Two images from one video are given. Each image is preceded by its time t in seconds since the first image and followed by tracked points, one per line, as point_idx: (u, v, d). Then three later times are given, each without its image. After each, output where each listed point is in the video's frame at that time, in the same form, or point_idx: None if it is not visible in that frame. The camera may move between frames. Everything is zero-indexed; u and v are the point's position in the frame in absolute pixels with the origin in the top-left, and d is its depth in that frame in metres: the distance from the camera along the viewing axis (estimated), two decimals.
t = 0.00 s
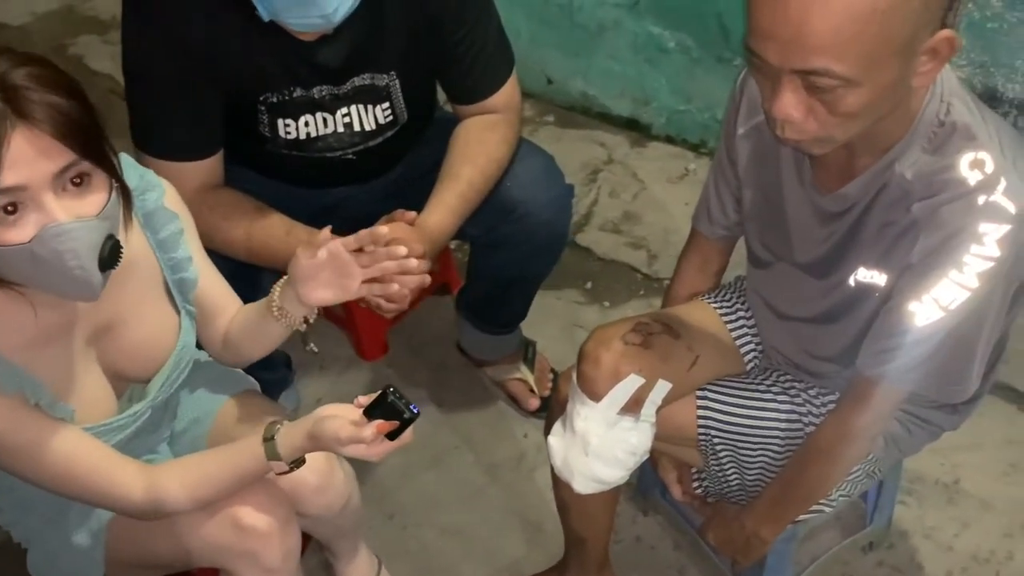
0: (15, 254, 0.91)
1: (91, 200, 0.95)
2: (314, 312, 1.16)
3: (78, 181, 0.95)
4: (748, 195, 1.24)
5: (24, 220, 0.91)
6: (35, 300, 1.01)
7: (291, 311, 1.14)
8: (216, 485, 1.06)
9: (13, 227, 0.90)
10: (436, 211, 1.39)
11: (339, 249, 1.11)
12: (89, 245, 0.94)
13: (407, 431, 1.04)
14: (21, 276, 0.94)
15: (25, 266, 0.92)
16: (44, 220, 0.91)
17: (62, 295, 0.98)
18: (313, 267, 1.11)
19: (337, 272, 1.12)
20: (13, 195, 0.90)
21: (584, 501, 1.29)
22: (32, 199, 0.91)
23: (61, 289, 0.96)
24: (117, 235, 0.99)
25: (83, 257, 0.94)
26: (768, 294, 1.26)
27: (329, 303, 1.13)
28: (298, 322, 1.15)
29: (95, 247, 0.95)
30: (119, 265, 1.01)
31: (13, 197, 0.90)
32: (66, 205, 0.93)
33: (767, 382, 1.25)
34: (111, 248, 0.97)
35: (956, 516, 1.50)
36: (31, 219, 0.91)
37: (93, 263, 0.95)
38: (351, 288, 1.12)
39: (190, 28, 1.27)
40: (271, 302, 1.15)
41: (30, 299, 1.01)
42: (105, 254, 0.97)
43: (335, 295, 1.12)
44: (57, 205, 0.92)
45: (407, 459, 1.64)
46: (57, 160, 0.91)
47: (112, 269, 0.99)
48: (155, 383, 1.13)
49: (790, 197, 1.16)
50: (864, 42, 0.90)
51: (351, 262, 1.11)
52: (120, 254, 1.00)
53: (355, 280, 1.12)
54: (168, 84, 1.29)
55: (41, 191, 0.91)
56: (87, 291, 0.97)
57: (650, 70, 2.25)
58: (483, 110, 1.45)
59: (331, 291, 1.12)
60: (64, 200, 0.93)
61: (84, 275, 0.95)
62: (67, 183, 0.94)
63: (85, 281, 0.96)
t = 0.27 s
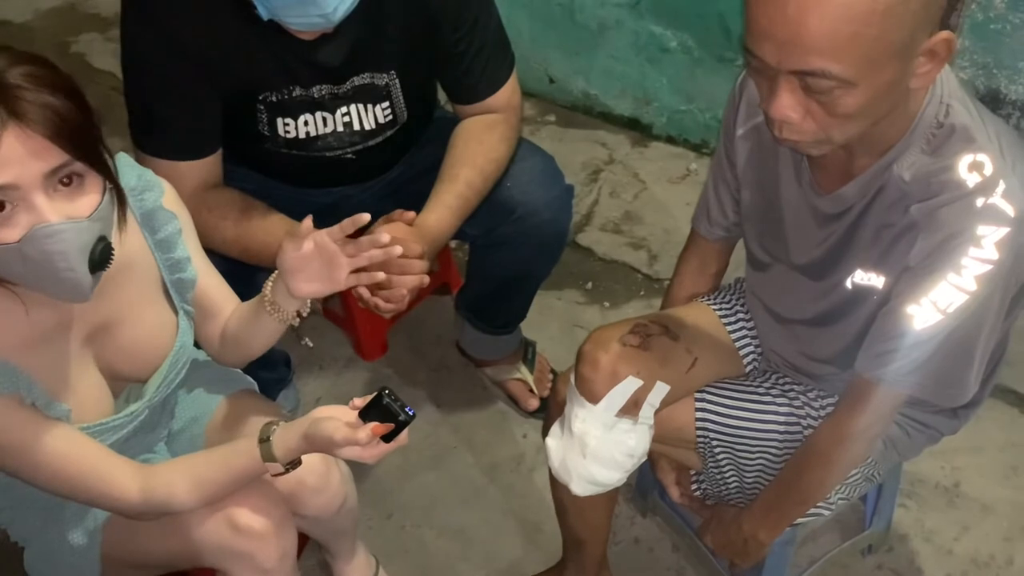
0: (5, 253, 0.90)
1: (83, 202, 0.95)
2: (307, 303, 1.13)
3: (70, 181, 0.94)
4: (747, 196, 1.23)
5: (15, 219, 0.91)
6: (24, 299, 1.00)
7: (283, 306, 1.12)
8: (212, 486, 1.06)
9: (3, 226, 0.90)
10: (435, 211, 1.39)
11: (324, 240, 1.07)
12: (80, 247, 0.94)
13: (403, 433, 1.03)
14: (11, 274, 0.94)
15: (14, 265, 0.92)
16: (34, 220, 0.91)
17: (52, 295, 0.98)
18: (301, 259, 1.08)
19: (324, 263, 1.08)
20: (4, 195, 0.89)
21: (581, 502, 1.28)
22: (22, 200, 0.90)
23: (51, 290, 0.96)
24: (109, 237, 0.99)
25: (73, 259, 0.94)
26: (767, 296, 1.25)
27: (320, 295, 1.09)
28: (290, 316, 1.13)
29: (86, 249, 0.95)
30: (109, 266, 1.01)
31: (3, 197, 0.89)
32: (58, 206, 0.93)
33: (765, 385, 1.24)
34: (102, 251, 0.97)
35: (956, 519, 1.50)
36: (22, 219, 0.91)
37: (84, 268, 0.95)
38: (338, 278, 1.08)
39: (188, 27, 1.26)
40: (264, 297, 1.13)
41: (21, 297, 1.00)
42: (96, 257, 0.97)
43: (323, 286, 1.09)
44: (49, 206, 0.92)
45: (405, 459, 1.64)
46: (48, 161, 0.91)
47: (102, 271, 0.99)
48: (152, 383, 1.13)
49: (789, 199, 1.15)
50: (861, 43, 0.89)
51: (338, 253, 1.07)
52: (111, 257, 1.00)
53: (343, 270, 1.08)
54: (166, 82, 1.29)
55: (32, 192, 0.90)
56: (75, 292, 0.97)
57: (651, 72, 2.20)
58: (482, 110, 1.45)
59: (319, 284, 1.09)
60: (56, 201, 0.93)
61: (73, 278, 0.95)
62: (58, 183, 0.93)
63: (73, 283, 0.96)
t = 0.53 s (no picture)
0: (8, 244, 0.90)
1: (89, 195, 0.95)
2: (352, 327, 1.19)
3: (77, 174, 0.94)
4: (755, 198, 1.23)
5: (20, 211, 0.90)
6: (30, 294, 1.00)
7: (329, 323, 1.18)
8: (217, 482, 1.06)
9: (8, 217, 0.90)
10: (443, 210, 1.38)
11: (417, 272, 1.14)
12: (82, 241, 0.93)
13: (410, 431, 1.03)
14: (17, 269, 0.94)
15: (18, 258, 0.92)
16: (39, 211, 0.91)
17: (58, 292, 0.97)
18: (379, 281, 1.15)
19: (399, 290, 1.14)
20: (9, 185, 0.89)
21: (587, 503, 1.28)
22: (27, 190, 0.90)
23: (56, 285, 0.95)
24: (116, 234, 0.98)
25: (75, 253, 0.93)
26: (774, 298, 1.25)
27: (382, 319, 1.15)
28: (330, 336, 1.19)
29: (88, 244, 0.94)
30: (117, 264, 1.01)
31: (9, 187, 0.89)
32: (63, 199, 0.92)
33: (772, 388, 1.24)
34: (106, 247, 0.96)
35: (963, 524, 1.49)
36: (26, 210, 0.91)
37: (87, 261, 0.94)
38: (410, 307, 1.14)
39: (198, 23, 1.26)
40: (314, 310, 1.19)
41: (28, 292, 1.00)
42: (100, 252, 0.96)
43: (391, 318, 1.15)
44: (54, 198, 0.92)
45: (411, 456, 1.64)
46: (56, 152, 0.91)
47: (108, 268, 0.98)
48: (159, 379, 1.13)
49: (798, 202, 1.15)
50: (873, 45, 0.89)
51: (417, 283, 1.14)
52: (117, 254, 0.99)
53: (418, 306, 1.14)
54: (174, 77, 1.28)
55: (37, 183, 0.90)
56: (79, 289, 0.96)
57: (661, 71, 2.19)
58: (490, 109, 1.44)
59: (390, 308, 1.14)
60: (61, 194, 0.93)
61: (76, 271, 0.94)
62: (65, 176, 0.93)
63: (78, 279, 0.95)
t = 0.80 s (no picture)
0: (26, 231, 0.90)
1: (105, 180, 0.94)
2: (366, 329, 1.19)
3: (93, 160, 0.94)
4: (773, 200, 1.22)
5: (36, 196, 0.90)
6: (52, 284, 1.00)
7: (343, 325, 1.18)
8: (230, 476, 1.05)
9: (25, 203, 0.90)
10: (458, 207, 1.38)
11: (429, 279, 1.12)
12: (99, 228, 0.93)
13: (425, 429, 1.03)
14: (35, 257, 0.94)
15: (36, 245, 0.92)
16: (56, 196, 0.91)
17: (76, 280, 0.97)
18: (393, 287, 1.13)
19: (411, 296, 1.12)
20: (26, 170, 0.89)
21: (598, 504, 1.27)
22: (44, 175, 0.90)
23: (73, 273, 0.95)
24: (133, 221, 0.98)
25: (92, 240, 0.93)
26: (790, 301, 1.24)
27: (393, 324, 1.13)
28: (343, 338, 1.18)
29: (105, 232, 0.94)
30: (133, 252, 1.01)
31: (26, 172, 0.89)
32: (79, 183, 0.92)
33: (786, 392, 1.23)
34: (123, 233, 0.96)
35: (976, 532, 1.48)
36: (43, 196, 0.91)
37: (104, 247, 0.94)
38: (421, 314, 1.12)
39: (216, 15, 1.26)
40: (327, 311, 1.18)
41: (47, 281, 1.00)
42: (117, 239, 0.96)
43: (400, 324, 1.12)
44: (70, 181, 0.91)
45: (421, 453, 1.63)
46: (72, 137, 0.91)
47: (125, 255, 0.98)
48: (174, 371, 1.13)
49: (816, 205, 1.14)
50: (899, 47, 0.88)
51: (428, 289, 1.12)
52: (134, 241, 0.99)
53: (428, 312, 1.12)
54: (191, 71, 1.28)
55: (53, 168, 0.90)
56: (96, 277, 0.96)
57: (677, 72, 2.25)
58: (507, 106, 1.44)
59: (402, 315, 1.13)
60: (78, 179, 0.92)
61: (93, 258, 0.94)
62: (81, 161, 0.93)
63: (94, 266, 0.95)
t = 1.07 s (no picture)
0: (37, 221, 0.90)
1: (117, 172, 0.94)
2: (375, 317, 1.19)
3: (105, 151, 0.94)
4: (791, 199, 1.21)
5: (49, 187, 0.90)
6: (64, 275, 1.00)
7: (354, 314, 1.18)
8: (243, 468, 1.06)
9: (38, 194, 0.90)
10: (472, 202, 1.37)
11: (435, 265, 1.12)
12: (110, 219, 0.93)
13: (439, 421, 1.03)
14: (46, 246, 0.94)
15: (48, 235, 0.92)
16: (68, 187, 0.91)
17: (86, 269, 0.97)
18: (401, 275, 1.13)
19: (420, 283, 1.13)
20: (38, 161, 0.89)
21: (610, 501, 1.27)
22: (56, 166, 0.90)
23: (84, 263, 0.96)
24: (145, 211, 0.98)
25: (104, 231, 0.93)
26: (807, 301, 1.23)
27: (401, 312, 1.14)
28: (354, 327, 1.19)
29: (116, 223, 0.94)
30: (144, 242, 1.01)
31: (38, 163, 0.89)
32: (92, 174, 0.92)
33: (802, 391, 1.22)
34: (134, 225, 0.96)
35: (989, 535, 1.47)
36: (56, 186, 0.91)
37: (115, 239, 0.94)
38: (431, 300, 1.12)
39: (234, 7, 1.26)
40: (337, 301, 1.19)
41: (62, 273, 1.00)
42: (128, 230, 0.96)
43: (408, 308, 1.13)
44: (83, 173, 0.91)
45: (433, 447, 1.63)
46: (84, 128, 0.91)
47: (135, 245, 0.98)
48: (187, 363, 1.13)
49: (835, 204, 1.13)
50: (924, 45, 0.87)
51: (438, 276, 1.12)
52: (145, 232, 0.99)
53: (437, 298, 1.12)
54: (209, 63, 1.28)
55: (66, 159, 0.90)
56: (107, 267, 0.96)
57: (692, 67, 2.23)
58: (523, 102, 1.43)
59: (410, 302, 1.13)
60: (90, 170, 0.92)
61: (104, 249, 0.94)
62: (93, 152, 0.93)
63: (105, 257, 0.95)
